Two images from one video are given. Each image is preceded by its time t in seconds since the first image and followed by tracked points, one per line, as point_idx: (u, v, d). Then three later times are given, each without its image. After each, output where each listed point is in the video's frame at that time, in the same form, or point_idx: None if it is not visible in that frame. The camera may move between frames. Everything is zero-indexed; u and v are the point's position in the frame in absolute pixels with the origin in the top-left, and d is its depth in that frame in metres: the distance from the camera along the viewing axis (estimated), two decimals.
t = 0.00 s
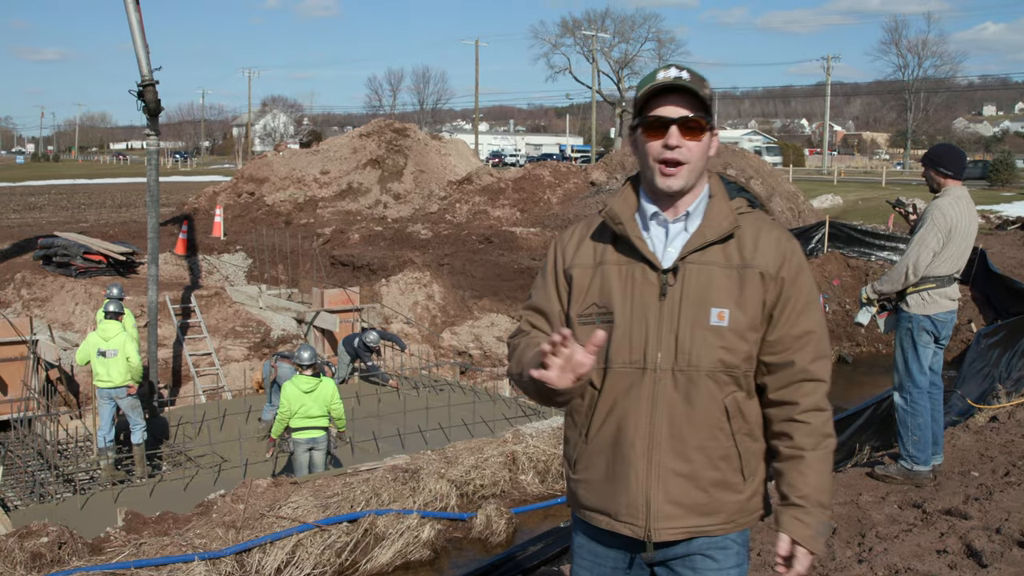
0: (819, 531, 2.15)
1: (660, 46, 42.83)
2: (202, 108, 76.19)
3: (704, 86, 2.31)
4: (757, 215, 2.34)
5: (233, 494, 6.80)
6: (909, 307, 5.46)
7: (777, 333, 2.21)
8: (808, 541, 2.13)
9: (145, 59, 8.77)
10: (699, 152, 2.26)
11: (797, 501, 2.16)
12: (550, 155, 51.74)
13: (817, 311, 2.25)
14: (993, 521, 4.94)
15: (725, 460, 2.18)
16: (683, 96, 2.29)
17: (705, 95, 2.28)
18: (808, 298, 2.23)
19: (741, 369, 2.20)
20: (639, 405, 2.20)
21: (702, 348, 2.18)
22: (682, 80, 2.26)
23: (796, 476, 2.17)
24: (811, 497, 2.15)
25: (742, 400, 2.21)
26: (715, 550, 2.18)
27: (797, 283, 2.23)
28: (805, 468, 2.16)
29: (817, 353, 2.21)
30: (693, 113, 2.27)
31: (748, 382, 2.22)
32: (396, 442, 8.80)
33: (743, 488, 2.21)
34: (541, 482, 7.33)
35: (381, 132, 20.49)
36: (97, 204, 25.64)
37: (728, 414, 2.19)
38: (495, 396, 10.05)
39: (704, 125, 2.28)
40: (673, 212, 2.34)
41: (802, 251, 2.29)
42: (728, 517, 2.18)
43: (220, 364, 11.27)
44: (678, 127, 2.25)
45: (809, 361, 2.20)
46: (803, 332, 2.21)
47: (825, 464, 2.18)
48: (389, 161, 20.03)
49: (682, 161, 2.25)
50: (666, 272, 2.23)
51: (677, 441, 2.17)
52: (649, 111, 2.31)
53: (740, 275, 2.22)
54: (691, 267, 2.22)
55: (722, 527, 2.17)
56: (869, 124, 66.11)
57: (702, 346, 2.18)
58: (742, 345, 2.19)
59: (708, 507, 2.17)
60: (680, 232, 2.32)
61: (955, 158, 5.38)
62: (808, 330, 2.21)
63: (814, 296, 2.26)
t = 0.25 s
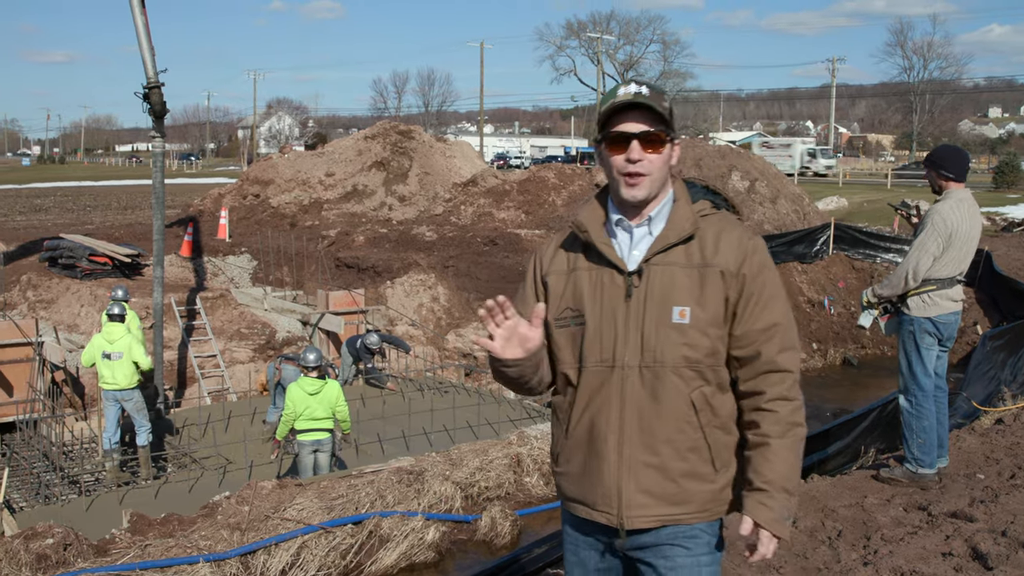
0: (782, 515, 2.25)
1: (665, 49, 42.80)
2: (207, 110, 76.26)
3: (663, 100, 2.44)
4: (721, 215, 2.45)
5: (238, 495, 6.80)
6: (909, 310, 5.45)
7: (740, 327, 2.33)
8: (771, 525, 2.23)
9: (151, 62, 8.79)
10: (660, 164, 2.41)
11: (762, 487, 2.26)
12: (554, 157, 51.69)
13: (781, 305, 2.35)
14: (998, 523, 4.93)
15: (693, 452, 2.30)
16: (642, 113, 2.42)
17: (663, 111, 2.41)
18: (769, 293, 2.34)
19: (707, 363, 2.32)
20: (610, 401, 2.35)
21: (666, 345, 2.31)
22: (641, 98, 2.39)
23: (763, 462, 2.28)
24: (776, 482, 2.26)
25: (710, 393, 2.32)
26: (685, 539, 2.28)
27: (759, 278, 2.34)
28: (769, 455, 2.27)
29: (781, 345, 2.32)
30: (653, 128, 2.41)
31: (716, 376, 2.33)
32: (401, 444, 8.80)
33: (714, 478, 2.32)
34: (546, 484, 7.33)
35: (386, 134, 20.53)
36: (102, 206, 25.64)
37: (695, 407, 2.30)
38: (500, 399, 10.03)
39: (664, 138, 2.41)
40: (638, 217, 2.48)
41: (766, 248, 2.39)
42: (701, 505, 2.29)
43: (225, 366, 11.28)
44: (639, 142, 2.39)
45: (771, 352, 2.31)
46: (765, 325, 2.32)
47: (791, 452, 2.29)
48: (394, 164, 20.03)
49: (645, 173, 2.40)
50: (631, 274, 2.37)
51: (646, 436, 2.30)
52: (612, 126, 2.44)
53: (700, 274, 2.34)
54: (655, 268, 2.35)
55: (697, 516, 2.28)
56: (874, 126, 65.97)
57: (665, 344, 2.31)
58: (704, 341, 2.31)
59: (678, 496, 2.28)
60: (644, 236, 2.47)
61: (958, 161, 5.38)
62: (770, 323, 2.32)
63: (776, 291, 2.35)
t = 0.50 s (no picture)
0: (752, 504, 2.25)
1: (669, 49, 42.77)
2: (211, 111, 76.30)
3: (641, 102, 2.54)
4: (698, 210, 2.51)
5: (241, 495, 6.80)
6: (914, 312, 5.45)
7: (714, 319, 2.37)
8: (742, 514, 2.24)
9: (155, 62, 8.81)
10: (639, 166, 2.52)
11: (732, 476, 2.28)
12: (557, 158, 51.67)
13: (758, 295, 2.37)
14: (1002, 525, 4.92)
15: (674, 441, 2.37)
16: (621, 116, 2.52)
17: (641, 114, 2.50)
18: (743, 284, 2.36)
19: (683, 355, 2.39)
20: (597, 394, 2.45)
21: (643, 338, 2.40)
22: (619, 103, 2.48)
23: (736, 451, 2.30)
24: (747, 469, 2.27)
25: (690, 384, 2.39)
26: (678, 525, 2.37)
27: (732, 271, 2.37)
28: (743, 445, 2.29)
29: (756, 335, 2.33)
30: (631, 131, 2.51)
31: (695, 367, 2.40)
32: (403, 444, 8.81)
33: (699, 465, 2.39)
34: (549, 485, 7.33)
35: (390, 135, 20.54)
36: (105, 206, 25.65)
37: (675, 398, 2.38)
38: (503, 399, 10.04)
39: (642, 140, 2.52)
40: (616, 216, 2.58)
41: (743, 240, 2.41)
42: (685, 492, 2.37)
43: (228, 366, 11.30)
44: (617, 145, 2.50)
45: (744, 343, 2.33)
46: (739, 317, 2.34)
47: (766, 441, 2.29)
48: (398, 164, 20.05)
49: (625, 173, 2.51)
50: (612, 272, 2.48)
51: (629, 427, 2.40)
52: (592, 129, 2.55)
53: (674, 269, 2.41)
54: (633, 265, 2.45)
55: (682, 503, 2.36)
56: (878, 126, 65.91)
57: (643, 338, 2.40)
58: (678, 333, 2.38)
59: (661, 484, 2.36)
60: (625, 234, 2.57)
61: (954, 161, 5.33)
62: (743, 313, 2.34)
63: (753, 282, 2.37)
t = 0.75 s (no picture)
0: (718, 490, 2.26)
1: (670, 48, 42.77)
2: (212, 111, 76.31)
3: (636, 99, 2.56)
4: (694, 205, 2.51)
5: (243, 494, 6.80)
6: (918, 311, 5.45)
7: (709, 310, 2.37)
8: (704, 499, 2.25)
9: (157, 61, 8.80)
10: (632, 156, 2.53)
11: (701, 461, 2.29)
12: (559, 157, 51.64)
13: (751, 287, 2.37)
14: (1004, 524, 4.92)
15: (671, 431, 2.38)
16: (616, 109, 2.54)
17: (635, 106, 2.52)
18: (737, 276, 2.37)
19: (682, 346, 2.39)
20: (596, 386, 2.45)
21: (641, 329, 2.40)
22: (612, 94, 2.50)
23: (709, 438, 2.31)
24: (716, 457, 2.27)
25: (688, 375, 2.40)
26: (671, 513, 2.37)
27: (727, 262, 2.38)
28: (716, 431, 2.29)
29: (747, 327, 2.33)
30: (625, 123, 2.52)
31: (693, 358, 2.40)
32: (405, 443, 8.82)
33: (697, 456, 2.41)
34: (550, 484, 7.34)
35: (391, 134, 20.55)
36: (107, 206, 25.65)
37: (674, 388, 2.38)
38: (504, 398, 10.05)
39: (637, 132, 2.52)
40: (614, 211, 2.59)
41: (738, 234, 2.43)
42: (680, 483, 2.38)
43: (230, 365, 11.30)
44: (610, 135, 2.51)
45: (734, 333, 2.33)
46: (733, 308, 2.35)
47: (742, 431, 2.29)
48: (399, 163, 20.06)
49: (618, 163, 2.51)
50: (610, 266, 2.48)
51: (629, 417, 2.40)
52: (588, 122, 2.57)
53: (673, 262, 2.41)
54: (632, 258, 2.45)
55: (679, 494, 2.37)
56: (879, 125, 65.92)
57: (642, 328, 2.40)
58: (676, 324, 2.38)
59: (656, 473, 2.37)
60: (623, 229, 2.58)
61: (946, 161, 5.36)
62: (735, 304, 2.35)
63: (746, 274, 2.38)
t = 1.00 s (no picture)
0: (734, 488, 2.26)
1: (673, 47, 42.73)
2: (215, 110, 76.38)
3: (636, 99, 2.56)
4: (697, 203, 2.52)
5: (247, 493, 6.81)
6: (921, 309, 5.44)
7: (713, 307, 2.38)
8: (719, 497, 2.26)
9: (160, 61, 8.81)
10: (634, 157, 2.53)
11: (713, 459, 2.29)
12: (562, 155, 51.62)
13: (755, 283, 2.38)
14: (1008, 523, 4.92)
15: (675, 427, 2.38)
16: (618, 107, 2.54)
17: (637, 105, 2.52)
18: (741, 272, 2.37)
19: (686, 342, 2.39)
20: (599, 383, 2.45)
21: (644, 325, 2.40)
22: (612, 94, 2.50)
23: (720, 436, 2.31)
24: (730, 454, 2.28)
25: (692, 371, 2.40)
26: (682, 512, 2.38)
27: (730, 259, 2.38)
28: (727, 429, 2.29)
29: (752, 323, 2.33)
30: (626, 122, 2.53)
31: (697, 354, 2.40)
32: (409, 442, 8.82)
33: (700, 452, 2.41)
34: (554, 483, 7.34)
35: (394, 133, 20.55)
36: (111, 205, 25.68)
37: (678, 384, 2.38)
38: (507, 397, 10.05)
39: (637, 131, 2.53)
40: (616, 209, 2.59)
41: (741, 231, 2.43)
42: (684, 479, 2.38)
43: (234, 364, 11.32)
44: (611, 134, 2.52)
45: (740, 329, 2.33)
46: (738, 304, 2.35)
47: (751, 427, 2.29)
48: (402, 162, 20.07)
49: (618, 161, 2.52)
50: (613, 263, 2.49)
51: (633, 413, 2.40)
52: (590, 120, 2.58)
53: (676, 258, 2.42)
54: (635, 255, 2.46)
55: (683, 490, 2.37)
56: (883, 124, 65.83)
57: (645, 325, 2.40)
58: (680, 319, 2.38)
59: (660, 469, 2.37)
60: (625, 226, 2.58)
61: (950, 160, 5.37)
62: (740, 301, 2.35)
63: (750, 270, 2.39)
